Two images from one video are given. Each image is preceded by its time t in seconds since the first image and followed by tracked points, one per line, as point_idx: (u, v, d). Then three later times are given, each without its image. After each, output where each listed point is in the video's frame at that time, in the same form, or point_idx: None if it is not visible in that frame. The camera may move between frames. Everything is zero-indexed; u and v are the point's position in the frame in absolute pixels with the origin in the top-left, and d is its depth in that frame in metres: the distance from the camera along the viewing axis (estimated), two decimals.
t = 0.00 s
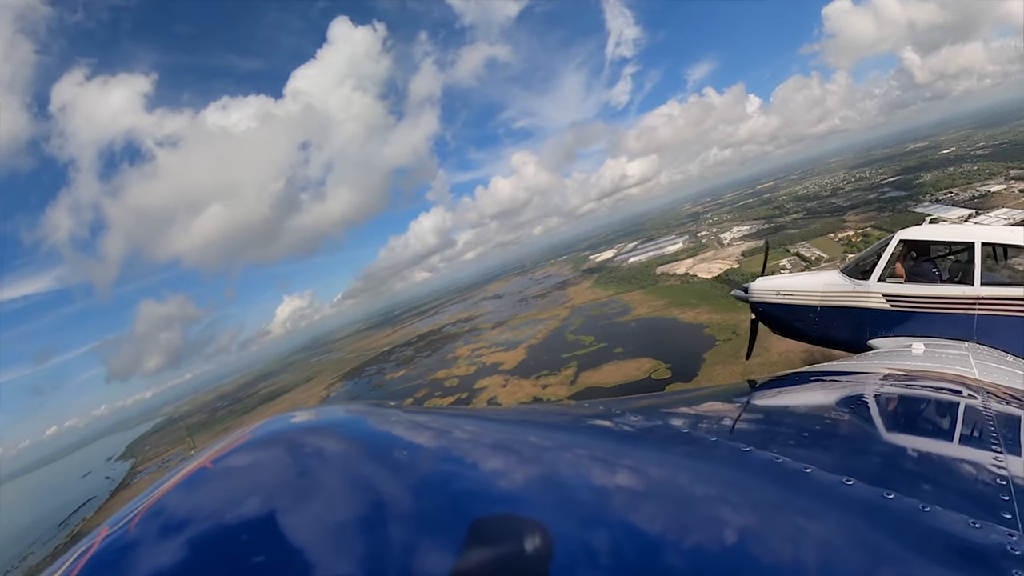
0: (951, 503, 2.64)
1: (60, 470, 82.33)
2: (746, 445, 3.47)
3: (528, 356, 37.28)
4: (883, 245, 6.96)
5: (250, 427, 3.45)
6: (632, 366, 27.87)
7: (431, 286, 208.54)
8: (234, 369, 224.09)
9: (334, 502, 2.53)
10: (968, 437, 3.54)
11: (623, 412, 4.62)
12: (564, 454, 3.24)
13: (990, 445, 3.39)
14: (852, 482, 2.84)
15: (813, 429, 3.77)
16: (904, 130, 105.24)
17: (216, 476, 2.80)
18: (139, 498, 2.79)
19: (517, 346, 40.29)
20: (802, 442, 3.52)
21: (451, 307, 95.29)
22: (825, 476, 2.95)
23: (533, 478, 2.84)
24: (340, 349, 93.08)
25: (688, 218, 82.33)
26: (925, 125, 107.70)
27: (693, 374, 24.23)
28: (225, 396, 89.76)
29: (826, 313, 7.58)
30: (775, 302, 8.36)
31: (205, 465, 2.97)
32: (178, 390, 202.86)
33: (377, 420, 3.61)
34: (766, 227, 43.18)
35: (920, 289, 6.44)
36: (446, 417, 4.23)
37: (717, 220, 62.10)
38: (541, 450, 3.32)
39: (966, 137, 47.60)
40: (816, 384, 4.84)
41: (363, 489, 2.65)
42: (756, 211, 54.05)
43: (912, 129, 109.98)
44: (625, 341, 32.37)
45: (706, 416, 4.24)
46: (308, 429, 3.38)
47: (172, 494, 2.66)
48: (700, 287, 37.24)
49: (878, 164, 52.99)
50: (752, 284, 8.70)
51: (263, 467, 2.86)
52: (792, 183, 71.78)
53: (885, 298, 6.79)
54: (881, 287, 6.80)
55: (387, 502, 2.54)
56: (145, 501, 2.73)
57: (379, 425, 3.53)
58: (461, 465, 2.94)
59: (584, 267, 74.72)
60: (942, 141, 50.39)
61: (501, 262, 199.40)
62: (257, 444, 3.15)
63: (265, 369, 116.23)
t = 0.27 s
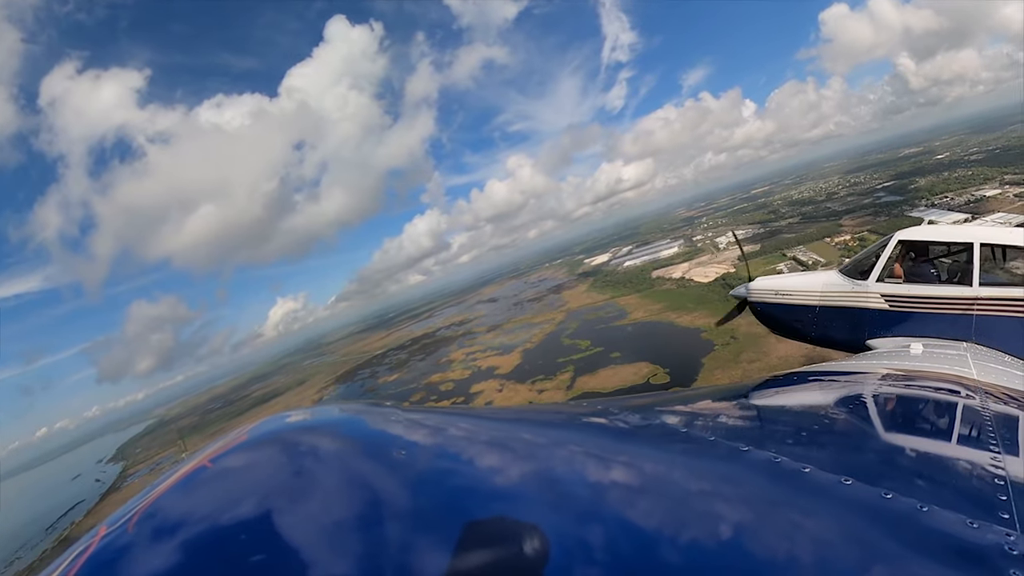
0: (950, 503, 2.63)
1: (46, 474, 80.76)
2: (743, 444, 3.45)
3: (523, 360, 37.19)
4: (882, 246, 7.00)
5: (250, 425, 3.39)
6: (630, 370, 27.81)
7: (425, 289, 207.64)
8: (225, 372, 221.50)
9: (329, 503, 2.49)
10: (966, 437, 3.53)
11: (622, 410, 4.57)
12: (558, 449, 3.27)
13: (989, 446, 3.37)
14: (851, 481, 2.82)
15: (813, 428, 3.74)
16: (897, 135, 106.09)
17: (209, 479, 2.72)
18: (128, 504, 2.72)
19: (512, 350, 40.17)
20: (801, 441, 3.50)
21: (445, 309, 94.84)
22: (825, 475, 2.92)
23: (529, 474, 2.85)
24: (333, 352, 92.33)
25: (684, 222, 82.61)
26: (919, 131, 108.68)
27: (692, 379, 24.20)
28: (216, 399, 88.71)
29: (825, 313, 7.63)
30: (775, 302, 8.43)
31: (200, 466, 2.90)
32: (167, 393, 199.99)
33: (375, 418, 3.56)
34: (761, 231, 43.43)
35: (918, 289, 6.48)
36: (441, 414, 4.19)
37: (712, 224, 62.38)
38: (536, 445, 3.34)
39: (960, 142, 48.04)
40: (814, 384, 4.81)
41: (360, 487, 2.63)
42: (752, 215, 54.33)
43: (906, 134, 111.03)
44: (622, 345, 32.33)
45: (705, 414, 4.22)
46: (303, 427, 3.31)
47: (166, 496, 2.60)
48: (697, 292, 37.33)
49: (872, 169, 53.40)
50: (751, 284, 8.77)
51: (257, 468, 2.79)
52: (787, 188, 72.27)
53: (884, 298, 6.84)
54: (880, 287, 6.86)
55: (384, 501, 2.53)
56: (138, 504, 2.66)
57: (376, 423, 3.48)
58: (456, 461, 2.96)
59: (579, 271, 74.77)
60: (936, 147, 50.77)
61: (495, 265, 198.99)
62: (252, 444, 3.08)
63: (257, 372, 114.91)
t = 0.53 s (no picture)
0: (948, 504, 2.59)
1: (33, 477, 79.17)
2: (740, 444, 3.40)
3: (519, 364, 37.06)
4: (881, 247, 7.04)
5: (247, 426, 3.31)
6: (628, 375, 27.72)
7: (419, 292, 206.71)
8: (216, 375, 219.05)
9: (325, 504, 2.43)
10: (964, 438, 3.52)
11: (619, 410, 4.50)
12: (554, 448, 3.24)
13: (986, 447, 3.36)
14: (850, 481, 2.78)
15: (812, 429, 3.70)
16: (890, 140, 107.15)
17: (203, 482, 2.63)
18: (120, 509, 2.63)
19: (508, 354, 40.00)
20: (798, 441, 3.46)
21: (440, 312, 94.38)
22: (824, 475, 2.87)
23: (525, 472, 2.83)
24: (327, 354, 91.53)
25: (679, 226, 82.89)
26: (912, 137, 109.79)
27: (692, 383, 24.15)
28: (208, 401, 87.64)
29: (823, 314, 7.65)
30: (772, 302, 8.43)
31: (195, 468, 2.81)
32: (157, 396, 197.35)
33: (373, 417, 3.49)
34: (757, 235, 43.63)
35: (917, 290, 6.50)
36: (437, 414, 4.14)
37: (708, 228, 62.62)
38: (531, 443, 3.32)
39: (954, 147, 48.51)
40: (812, 385, 4.79)
41: (357, 486, 2.57)
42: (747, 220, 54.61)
43: (900, 139, 112.01)
44: (619, 349, 32.23)
45: (702, 413, 4.17)
46: (299, 428, 3.22)
47: (161, 498, 2.53)
48: (694, 295, 37.38)
49: (866, 174, 53.87)
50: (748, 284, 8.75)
51: (251, 471, 2.69)
52: (782, 193, 72.70)
53: (883, 299, 6.86)
54: (879, 288, 6.88)
55: (380, 500, 2.48)
56: (132, 506, 2.58)
57: (373, 422, 3.41)
58: (452, 459, 2.92)
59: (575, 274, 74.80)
60: (930, 152, 51.18)
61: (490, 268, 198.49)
62: (247, 446, 3.00)
63: (249, 375, 113.66)
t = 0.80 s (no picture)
0: (945, 504, 2.54)
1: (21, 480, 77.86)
2: (737, 443, 3.37)
3: (516, 367, 36.99)
4: (880, 247, 7.09)
5: (244, 427, 3.24)
6: (627, 379, 27.68)
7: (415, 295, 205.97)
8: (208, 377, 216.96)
9: (323, 505, 2.36)
10: (961, 437, 3.50)
11: (617, 410, 4.48)
12: (550, 447, 3.19)
13: (985, 446, 3.34)
14: (849, 482, 2.73)
15: (811, 429, 3.67)
16: (885, 145, 108.06)
17: (198, 485, 2.54)
18: (112, 514, 2.55)
19: (505, 357, 39.91)
20: (796, 441, 3.42)
21: (436, 314, 93.97)
22: (822, 475, 2.82)
23: (522, 471, 2.78)
24: (321, 356, 90.87)
25: (676, 229, 83.01)
26: (908, 142, 110.56)
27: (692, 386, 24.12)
28: (201, 402, 86.88)
29: (822, 314, 7.71)
30: (771, 302, 8.52)
31: (191, 470, 2.74)
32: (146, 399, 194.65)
33: (371, 416, 3.43)
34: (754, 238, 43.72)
35: (916, 290, 6.54)
36: (433, 413, 4.09)
37: (704, 232, 62.80)
38: (527, 442, 3.27)
39: (949, 152, 48.91)
40: (811, 385, 4.77)
41: (355, 486, 2.51)
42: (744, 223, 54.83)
43: (896, 143, 112.53)
44: (618, 353, 32.19)
45: (700, 412, 4.15)
46: (297, 429, 3.15)
47: (155, 501, 2.46)
48: (691, 299, 37.42)
49: (863, 178, 54.16)
50: (748, 284, 8.86)
51: (247, 474, 2.62)
52: (778, 196, 73.08)
53: (882, 299, 6.90)
54: (878, 288, 6.92)
55: (377, 500, 2.42)
56: (125, 511, 2.50)
57: (371, 422, 3.34)
58: (448, 457, 2.88)
59: (572, 277, 74.77)
60: (926, 157, 51.38)
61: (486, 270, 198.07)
62: (243, 447, 2.92)
63: (243, 376, 112.67)
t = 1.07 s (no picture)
0: (944, 503, 2.49)
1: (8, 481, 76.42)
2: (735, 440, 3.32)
3: (512, 371, 36.88)
4: (878, 246, 7.12)
5: (241, 429, 3.17)
6: (625, 382, 27.58)
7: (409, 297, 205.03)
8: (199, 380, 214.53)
9: (320, 506, 2.30)
10: (961, 436, 3.47)
11: (614, 409, 4.41)
12: (547, 444, 3.14)
13: (985, 445, 3.31)
14: (848, 481, 2.68)
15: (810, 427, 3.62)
16: (880, 151, 108.95)
17: (193, 489, 2.47)
18: (105, 520, 2.47)
19: (500, 360, 39.75)
20: (795, 439, 3.36)
21: (431, 316, 93.55)
22: (821, 474, 2.77)
23: (520, 468, 2.73)
24: (316, 358, 90.14)
25: (671, 233, 83.16)
26: (903, 148, 111.47)
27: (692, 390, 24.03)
28: (192, 404, 85.87)
29: (821, 313, 7.73)
30: (770, 301, 8.53)
31: (186, 473, 2.67)
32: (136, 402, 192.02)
33: (369, 416, 3.36)
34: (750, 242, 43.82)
35: (915, 290, 6.58)
36: (429, 412, 4.03)
37: (700, 235, 63.00)
38: (523, 440, 3.22)
39: (943, 157, 49.30)
40: (810, 384, 4.75)
41: (355, 486, 2.45)
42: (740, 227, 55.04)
43: (891, 150, 113.55)
44: (615, 357, 32.12)
45: (699, 411, 4.10)
46: (294, 429, 3.07)
47: (150, 505, 2.39)
48: (688, 303, 37.45)
49: (858, 183, 54.51)
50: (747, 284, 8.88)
51: (242, 476, 2.54)
52: (774, 200, 73.45)
53: (881, 298, 6.92)
54: (877, 287, 6.94)
55: (376, 499, 2.36)
56: (120, 515, 2.43)
57: (368, 422, 3.27)
58: (444, 456, 2.82)
59: (567, 280, 74.69)
60: (921, 161, 51.66)
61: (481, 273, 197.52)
62: (239, 449, 2.84)
63: (236, 378, 111.48)
